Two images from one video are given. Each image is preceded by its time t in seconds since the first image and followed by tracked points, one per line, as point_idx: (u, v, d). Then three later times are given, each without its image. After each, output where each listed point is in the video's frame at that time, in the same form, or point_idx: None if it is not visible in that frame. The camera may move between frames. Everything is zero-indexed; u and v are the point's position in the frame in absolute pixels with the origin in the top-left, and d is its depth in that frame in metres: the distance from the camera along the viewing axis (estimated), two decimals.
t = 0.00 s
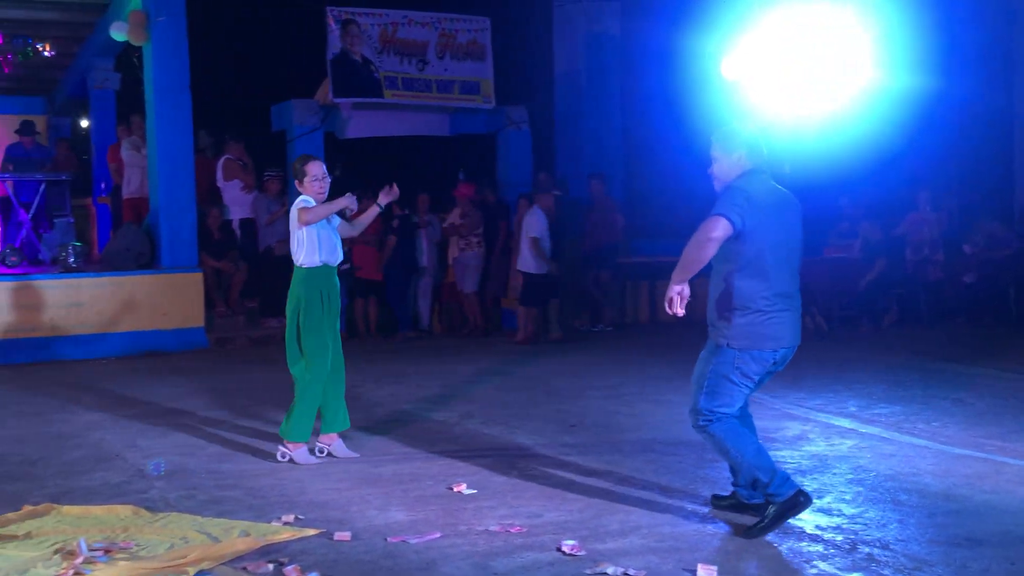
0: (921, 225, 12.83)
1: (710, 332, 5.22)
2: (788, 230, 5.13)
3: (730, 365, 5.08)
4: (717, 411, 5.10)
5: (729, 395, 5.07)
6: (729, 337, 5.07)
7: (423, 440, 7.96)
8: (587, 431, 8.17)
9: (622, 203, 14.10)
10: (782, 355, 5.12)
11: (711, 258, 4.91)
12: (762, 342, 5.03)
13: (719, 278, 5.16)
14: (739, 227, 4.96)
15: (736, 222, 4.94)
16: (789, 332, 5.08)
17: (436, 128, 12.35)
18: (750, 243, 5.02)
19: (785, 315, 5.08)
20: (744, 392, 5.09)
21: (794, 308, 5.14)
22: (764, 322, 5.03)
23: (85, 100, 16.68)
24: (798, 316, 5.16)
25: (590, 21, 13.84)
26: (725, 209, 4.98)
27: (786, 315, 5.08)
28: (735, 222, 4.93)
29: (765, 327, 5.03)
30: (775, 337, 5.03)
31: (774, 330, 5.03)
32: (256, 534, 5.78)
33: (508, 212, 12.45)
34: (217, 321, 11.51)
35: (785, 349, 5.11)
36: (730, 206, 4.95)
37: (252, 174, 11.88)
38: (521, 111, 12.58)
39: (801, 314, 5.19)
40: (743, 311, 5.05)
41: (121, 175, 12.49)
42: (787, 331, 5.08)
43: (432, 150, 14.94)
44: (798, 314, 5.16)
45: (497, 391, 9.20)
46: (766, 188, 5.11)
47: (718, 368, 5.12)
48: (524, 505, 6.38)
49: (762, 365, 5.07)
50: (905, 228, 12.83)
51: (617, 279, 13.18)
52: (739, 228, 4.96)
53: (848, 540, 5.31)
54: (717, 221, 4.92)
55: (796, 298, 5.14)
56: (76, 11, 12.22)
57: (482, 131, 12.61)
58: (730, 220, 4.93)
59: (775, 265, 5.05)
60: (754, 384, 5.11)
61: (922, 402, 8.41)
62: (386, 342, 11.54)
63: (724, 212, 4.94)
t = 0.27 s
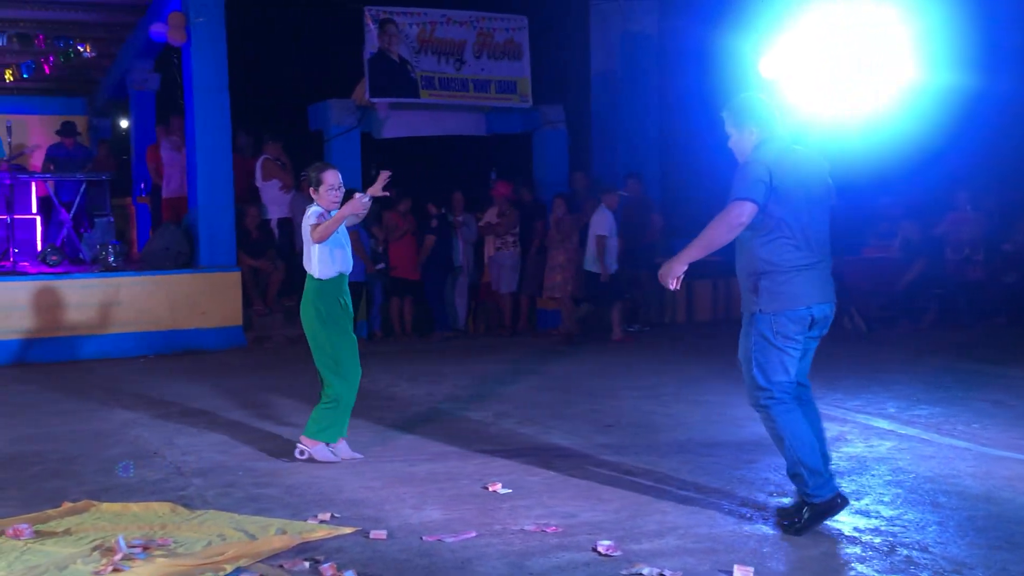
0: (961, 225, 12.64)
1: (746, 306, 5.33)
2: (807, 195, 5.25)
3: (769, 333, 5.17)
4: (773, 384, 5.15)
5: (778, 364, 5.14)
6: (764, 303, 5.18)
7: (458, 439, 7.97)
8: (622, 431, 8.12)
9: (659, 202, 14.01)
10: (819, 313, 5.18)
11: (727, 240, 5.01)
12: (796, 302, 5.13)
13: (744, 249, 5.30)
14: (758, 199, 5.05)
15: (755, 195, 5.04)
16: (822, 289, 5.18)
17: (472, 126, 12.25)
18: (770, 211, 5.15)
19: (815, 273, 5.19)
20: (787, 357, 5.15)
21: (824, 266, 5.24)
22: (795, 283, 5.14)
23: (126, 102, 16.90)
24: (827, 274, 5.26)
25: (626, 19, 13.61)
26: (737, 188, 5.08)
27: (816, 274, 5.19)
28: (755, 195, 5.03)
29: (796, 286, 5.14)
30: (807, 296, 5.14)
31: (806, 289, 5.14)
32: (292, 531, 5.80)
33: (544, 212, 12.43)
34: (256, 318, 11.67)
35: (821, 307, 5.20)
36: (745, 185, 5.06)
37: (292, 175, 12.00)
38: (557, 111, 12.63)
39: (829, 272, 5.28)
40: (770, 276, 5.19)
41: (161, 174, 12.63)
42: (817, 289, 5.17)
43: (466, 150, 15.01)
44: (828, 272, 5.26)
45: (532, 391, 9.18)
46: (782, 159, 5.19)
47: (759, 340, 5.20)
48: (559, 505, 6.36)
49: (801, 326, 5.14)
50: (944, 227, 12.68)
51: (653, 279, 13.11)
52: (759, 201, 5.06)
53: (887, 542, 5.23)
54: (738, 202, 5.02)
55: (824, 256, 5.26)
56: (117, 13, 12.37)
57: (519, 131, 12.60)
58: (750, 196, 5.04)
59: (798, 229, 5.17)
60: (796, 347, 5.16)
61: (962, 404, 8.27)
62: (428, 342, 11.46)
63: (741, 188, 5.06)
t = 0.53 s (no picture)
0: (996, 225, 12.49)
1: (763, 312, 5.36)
2: (829, 209, 5.25)
3: (776, 341, 5.22)
4: (752, 383, 5.23)
5: (767, 369, 5.20)
6: (778, 314, 5.21)
7: (488, 438, 8.00)
8: (652, 432, 8.11)
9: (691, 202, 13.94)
10: (836, 332, 5.21)
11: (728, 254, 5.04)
12: (814, 320, 5.16)
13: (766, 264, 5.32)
14: (772, 227, 5.09)
15: (768, 222, 5.08)
16: (844, 309, 5.19)
17: (502, 124, 12.46)
18: (791, 233, 5.17)
19: (839, 293, 5.20)
20: (787, 366, 5.20)
21: (849, 287, 5.25)
22: (814, 301, 5.16)
23: (160, 102, 17.07)
24: (853, 294, 5.27)
25: (656, 20, 13.68)
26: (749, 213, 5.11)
27: (836, 289, 5.19)
28: (767, 223, 5.08)
29: (814, 305, 5.16)
30: (828, 315, 5.16)
31: (827, 309, 5.16)
32: (324, 530, 5.85)
33: (575, 211, 12.34)
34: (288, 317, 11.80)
35: (841, 327, 5.22)
36: (757, 212, 5.10)
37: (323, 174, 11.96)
38: (588, 110, 12.53)
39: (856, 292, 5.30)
40: (790, 292, 5.20)
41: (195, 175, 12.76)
42: (839, 309, 5.19)
43: (497, 150, 15.02)
44: (852, 293, 5.27)
45: (561, 391, 9.19)
46: (797, 178, 5.21)
47: (761, 341, 5.25)
48: (589, 505, 6.36)
49: (815, 342, 5.18)
50: (978, 229, 12.51)
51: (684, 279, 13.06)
52: (774, 227, 5.10)
53: (919, 543, 5.18)
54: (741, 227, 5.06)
55: (847, 269, 5.25)
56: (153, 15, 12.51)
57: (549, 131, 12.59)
58: (762, 223, 5.08)
59: (819, 245, 5.17)
60: (800, 360, 5.20)
61: (997, 406, 8.18)
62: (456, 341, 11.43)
63: (756, 213, 5.09)
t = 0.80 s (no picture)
0: None
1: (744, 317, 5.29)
2: (809, 214, 5.19)
3: (759, 347, 5.15)
4: (742, 393, 5.15)
5: (754, 377, 5.12)
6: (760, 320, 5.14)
7: (515, 438, 8.02)
8: (680, 432, 8.10)
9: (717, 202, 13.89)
10: (817, 336, 5.16)
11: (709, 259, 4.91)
12: (795, 325, 5.10)
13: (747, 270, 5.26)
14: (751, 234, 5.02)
15: (747, 229, 5.00)
16: (824, 314, 5.14)
17: (528, 125, 12.44)
18: (770, 239, 5.11)
19: (819, 298, 5.15)
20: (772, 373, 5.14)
21: (830, 290, 5.20)
22: (794, 307, 5.11)
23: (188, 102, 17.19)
24: (833, 297, 5.22)
25: (683, 19, 13.55)
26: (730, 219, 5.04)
27: (816, 294, 5.13)
28: (746, 231, 5.00)
29: (795, 310, 5.10)
30: (808, 320, 5.12)
31: (806, 315, 5.11)
32: (351, 528, 5.88)
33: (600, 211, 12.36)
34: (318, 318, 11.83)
35: (822, 331, 5.16)
36: (737, 218, 5.02)
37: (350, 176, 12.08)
38: (614, 110, 12.60)
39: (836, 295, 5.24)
40: (769, 298, 5.15)
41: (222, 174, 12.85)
42: (819, 315, 5.14)
43: (522, 150, 15.04)
44: (833, 296, 5.22)
45: (588, 391, 9.20)
46: (778, 182, 5.15)
47: (746, 349, 5.17)
48: (615, 505, 6.37)
49: (796, 347, 5.13)
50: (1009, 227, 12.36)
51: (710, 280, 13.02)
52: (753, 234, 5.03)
53: (947, 546, 5.16)
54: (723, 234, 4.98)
55: (827, 273, 5.21)
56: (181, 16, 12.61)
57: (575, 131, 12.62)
58: (742, 230, 5.00)
59: (798, 251, 5.12)
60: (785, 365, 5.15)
61: None
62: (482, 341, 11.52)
63: (737, 220, 5.01)
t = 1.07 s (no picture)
0: None
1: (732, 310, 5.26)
2: (808, 208, 5.16)
3: (749, 343, 5.12)
4: (741, 393, 5.14)
5: (750, 375, 5.11)
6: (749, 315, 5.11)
7: (540, 438, 8.03)
8: (706, 433, 8.09)
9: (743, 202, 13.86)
10: (806, 333, 5.14)
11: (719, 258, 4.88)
12: (785, 320, 5.07)
13: (739, 262, 5.23)
14: (755, 223, 4.98)
15: (751, 218, 4.97)
16: (813, 310, 5.13)
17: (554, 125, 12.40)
18: (770, 231, 5.07)
19: (809, 295, 5.13)
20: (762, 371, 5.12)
21: (818, 287, 5.18)
22: (787, 301, 5.08)
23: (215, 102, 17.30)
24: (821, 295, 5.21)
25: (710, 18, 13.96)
26: (736, 207, 5.01)
27: (806, 290, 5.12)
28: (751, 220, 4.96)
29: (786, 305, 5.07)
30: (799, 316, 5.09)
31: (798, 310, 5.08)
32: (377, 528, 5.90)
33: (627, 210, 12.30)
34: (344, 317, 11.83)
35: (810, 327, 5.15)
36: (741, 207, 4.99)
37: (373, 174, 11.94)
38: (640, 109, 12.57)
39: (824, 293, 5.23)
40: (762, 292, 5.11)
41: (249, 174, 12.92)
42: (809, 311, 5.11)
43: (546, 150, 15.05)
44: (820, 294, 5.20)
45: (613, 390, 9.20)
46: (781, 174, 5.12)
47: (738, 346, 5.14)
48: (640, 505, 6.37)
49: (786, 343, 5.10)
50: None
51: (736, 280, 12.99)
52: (756, 224, 4.99)
53: (976, 548, 5.13)
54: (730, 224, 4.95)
55: (818, 267, 5.21)
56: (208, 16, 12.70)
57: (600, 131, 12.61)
58: (747, 219, 4.97)
59: (794, 245, 5.09)
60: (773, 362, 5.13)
61: None
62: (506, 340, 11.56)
63: (741, 210, 4.98)
